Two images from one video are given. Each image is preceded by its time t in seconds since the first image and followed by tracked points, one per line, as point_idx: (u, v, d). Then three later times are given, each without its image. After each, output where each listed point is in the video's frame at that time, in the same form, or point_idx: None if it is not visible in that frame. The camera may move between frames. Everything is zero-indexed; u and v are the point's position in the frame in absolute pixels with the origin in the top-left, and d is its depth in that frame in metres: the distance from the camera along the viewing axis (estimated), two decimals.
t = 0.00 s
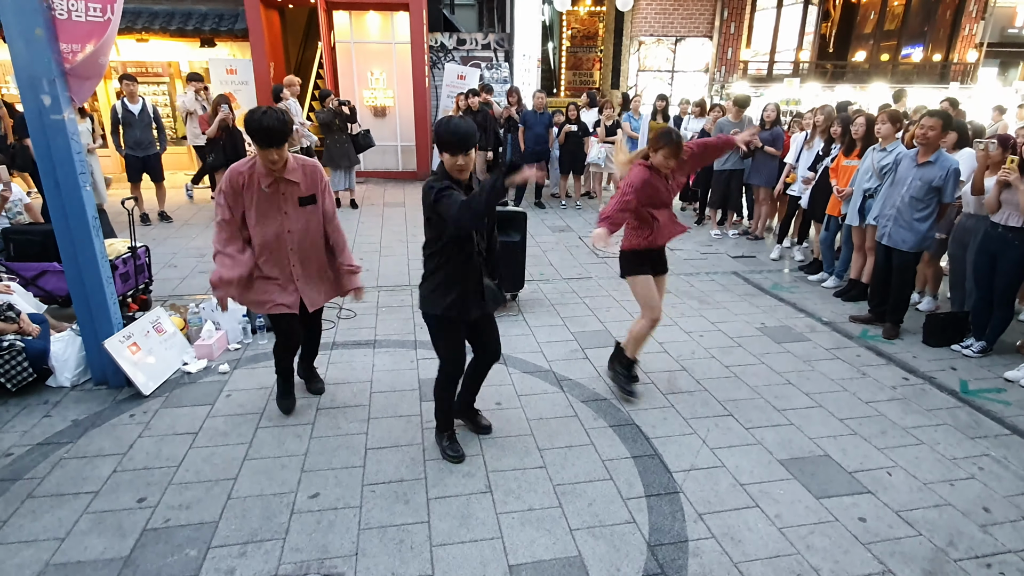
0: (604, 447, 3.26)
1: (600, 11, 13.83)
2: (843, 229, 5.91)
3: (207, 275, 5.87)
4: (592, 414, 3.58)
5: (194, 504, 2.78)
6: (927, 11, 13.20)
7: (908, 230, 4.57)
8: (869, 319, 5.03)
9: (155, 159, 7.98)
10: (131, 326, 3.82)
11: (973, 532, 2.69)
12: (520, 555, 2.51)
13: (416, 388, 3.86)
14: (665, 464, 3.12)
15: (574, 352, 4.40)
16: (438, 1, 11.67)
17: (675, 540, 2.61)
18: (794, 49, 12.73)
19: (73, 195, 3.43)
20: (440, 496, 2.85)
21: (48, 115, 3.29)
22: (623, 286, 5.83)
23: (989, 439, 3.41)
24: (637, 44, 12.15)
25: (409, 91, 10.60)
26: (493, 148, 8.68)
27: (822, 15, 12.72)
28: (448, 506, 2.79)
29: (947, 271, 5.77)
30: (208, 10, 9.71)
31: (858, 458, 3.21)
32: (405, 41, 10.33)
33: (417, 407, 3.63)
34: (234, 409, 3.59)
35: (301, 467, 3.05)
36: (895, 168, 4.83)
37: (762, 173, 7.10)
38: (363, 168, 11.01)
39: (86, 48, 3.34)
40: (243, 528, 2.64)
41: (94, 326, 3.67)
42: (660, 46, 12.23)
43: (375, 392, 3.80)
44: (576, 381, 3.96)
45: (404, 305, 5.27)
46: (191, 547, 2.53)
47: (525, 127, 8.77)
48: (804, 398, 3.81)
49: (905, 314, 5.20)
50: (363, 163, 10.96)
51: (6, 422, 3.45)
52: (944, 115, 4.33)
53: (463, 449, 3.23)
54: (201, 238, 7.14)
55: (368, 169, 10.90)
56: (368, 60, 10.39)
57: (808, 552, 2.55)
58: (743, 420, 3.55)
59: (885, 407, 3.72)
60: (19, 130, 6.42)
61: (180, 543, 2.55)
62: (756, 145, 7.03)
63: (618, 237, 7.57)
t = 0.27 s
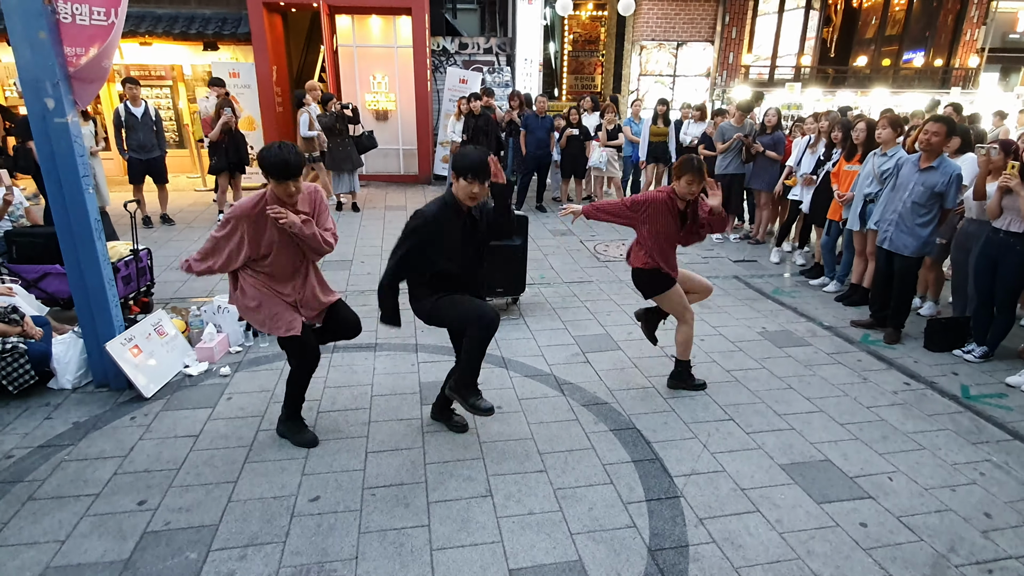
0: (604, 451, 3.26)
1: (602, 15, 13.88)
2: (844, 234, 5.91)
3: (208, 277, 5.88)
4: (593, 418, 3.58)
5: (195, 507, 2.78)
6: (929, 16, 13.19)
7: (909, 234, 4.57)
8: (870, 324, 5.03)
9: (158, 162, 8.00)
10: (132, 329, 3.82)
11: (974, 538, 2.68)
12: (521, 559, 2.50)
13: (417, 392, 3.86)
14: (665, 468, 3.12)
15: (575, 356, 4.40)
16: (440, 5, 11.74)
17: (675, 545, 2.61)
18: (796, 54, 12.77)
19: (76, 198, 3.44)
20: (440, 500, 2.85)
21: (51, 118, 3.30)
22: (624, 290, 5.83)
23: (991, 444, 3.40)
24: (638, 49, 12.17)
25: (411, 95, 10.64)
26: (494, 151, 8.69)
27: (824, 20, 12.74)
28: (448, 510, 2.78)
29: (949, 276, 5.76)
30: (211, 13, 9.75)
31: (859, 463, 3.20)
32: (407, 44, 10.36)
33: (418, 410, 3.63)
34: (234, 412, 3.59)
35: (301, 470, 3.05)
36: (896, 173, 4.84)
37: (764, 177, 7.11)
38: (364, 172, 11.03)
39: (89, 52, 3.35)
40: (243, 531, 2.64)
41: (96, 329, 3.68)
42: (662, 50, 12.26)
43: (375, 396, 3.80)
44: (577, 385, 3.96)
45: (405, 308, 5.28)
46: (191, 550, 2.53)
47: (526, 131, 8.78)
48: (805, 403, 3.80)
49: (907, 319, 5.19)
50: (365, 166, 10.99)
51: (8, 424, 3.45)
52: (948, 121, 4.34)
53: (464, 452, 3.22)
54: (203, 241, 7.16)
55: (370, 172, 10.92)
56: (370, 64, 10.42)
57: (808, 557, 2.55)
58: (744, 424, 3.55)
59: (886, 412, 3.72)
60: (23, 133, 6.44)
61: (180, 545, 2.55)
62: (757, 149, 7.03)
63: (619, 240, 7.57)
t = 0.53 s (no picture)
0: (606, 458, 3.25)
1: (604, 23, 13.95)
2: (846, 241, 5.91)
3: (211, 283, 5.90)
4: (595, 425, 3.57)
5: (197, 513, 2.78)
6: (930, 24, 13.27)
7: (910, 242, 4.57)
8: (872, 331, 5.02)
9: (162, 168, 8.04)
10: (135, 334, 3.84)
11: (978, 546, 2.67)
12: (522, 567, 2.50)
13: (418, 398, 3.86)
14: (667, 476, 3.11)
15: (576, 362, 4.40)
16: (443, 13, 11.83)
17: (678, 553, 2.60)
18: (797, 61, 12.81)
19: (80, 204, 3.46)
20: (441, 507, 2.84)
21: (57, 124, 3.33)
22: (626, 297, 5.84)
23: (994, 452, 3.39)
24: (641, 56, 12.22)
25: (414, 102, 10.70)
26: (496, 158, 8.72)
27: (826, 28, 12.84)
28: (450, 517, 2.78)
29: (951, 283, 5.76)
30: (216, 21, 9.81)
31: (862, 471, 3.19)
32: (410, 51, 10.41)
33: (420, 417, 3.63)
34: (236, 418, 3.59)
35: (303, 477, 3.05)
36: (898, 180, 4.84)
37: (766, 184, 7.12)
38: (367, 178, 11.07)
39: (95, 59, 3.38)
40: (245, 537, 2.63)
41: (99, 334, 3.69)
42: (664, 58, 12.28)
43: (377, 402, 3.80)
44: (579, 392, 3.96)
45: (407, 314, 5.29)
46: (193, 556, 2.53)
47: (528, 138, 8.81)
48: (807, 410, 3.79)
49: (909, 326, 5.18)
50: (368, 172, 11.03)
51: (10, 430, 3.46)
52: (951, 129, 4.35)
53: (465, 459, 3.22)
54: (206, 247, 7.19)
55: (373, 179, 10.97)
56: (373, 71, 10.48)
57: (811, 566, 2.54)
58: (746, 432, 3.54)
59: (889, 419, 3.71)
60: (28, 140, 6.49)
61: (182, 551, 2.55)
62: (759, 156, 7.04)
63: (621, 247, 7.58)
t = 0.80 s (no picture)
0: (607, 464, 3.25)
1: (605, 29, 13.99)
2: (847, 247, 5.91)
3: (213, 287, 5.91)
4: (596, 430, 3.57)
5: (197, 517, 2.78)
6: (931, 31, 13.30)
7: (910, 248, 4.58)
8: (873, 338, 5.02)
9: (165, 173, 8.07)
10: (137, 338, 3.84)
11: (980, 554, 2.66)
12: (522, 573, 2.49)
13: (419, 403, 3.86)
14: (668, 482, 3.11)
15: (577, 368, 4.40)
16: (444, 19, 11.90)
17: (678, 559, 2.60)
18: (799, 68, 12.86)
19: (84, 209, 3.48)
20: (442, 512, 2.84)
21: (61, 129, 3.35)
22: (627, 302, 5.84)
23: (996, 460, 3.38)
24: (642, 62, 12.24)
25: (416, 107, 10.74)
26: (497, 163, 8.75)
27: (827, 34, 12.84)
28: (450, 522, 2.78)
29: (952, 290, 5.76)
30: (219, 26, 9.86)
31: (863, 478, 3.18)
32: (412, 57, 10.46)
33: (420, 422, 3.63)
34: (237, 422, 3.60)
35: (303, 482, 3.05)
36: (899, 187, 4.85)
37: (767, 190, 7.12)
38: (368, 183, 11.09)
39: (100, 65, 3.39)
40: (245, 542, 2.63)
41: (101, 338, 3.70)
42: (665, 64, 12.30)
43: (378, 406, 3.80)
44: (579, 397, 3.96)
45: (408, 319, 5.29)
46: (193, 560, 2.53)
47: (530, 143, 8.83)
48: (809, 417, 3.79)
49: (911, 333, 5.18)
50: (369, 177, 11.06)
51: (11, 433, 3.46)
52: (952, 137, 4.35)
53: (466, 465, 3.22)
54: (208, 251, 7.20)
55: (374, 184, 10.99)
56: (376, 76, 10.52)
57: (812, 573, 2.53)
58: (748, 438, 3.53)
59: (891, 426, 3.70)
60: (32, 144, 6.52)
61: (181, 556, 2.55)
62: (759, 163, 7.04)
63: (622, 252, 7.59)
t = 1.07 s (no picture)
0: (610, 469, 3.24)
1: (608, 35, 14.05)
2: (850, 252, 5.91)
3: (216, 292, 5.92)
4: (599, 436, 3.56)
5: (199, 522, 2.78)
6: (933, 37, 13.32)
7: (911, 253, 4.57)
8: (877, 343, 5.00)
9: (169, 179, 8.10)
10: (140, 343, 3.85)
11: (985, 561, 2.64)
12: None
13: (422, 408, 3.85)
14: (671, 488, 3.09)
15: (580, 373, 4.39)
16: (447, 25, 11.97)
17: (682, 565, 2.58)
18: (800, 73, 12.90)
19: (88, 213, 3.49)
20: (444, 517, 2.83)
21: (66, 134, 3.36)
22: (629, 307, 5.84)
23: (1001, 466, 3.36)
24: (644, 68, 12.27)
25: (419, 113, 10.77)
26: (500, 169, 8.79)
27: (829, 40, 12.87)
28: (453, 527, 2.77)
29: (956, 295, 5.74)
30: (224, 33, 9.92)
31: (867, 484, 3.17)
32: (415, 63, 10.52)
33: (423, 427, 3.63)
34: (240, 427, 3.60)
35: (305, 486, 3.05)
36: (902, 192, 4.84)
37: (770, 196, 7.12)
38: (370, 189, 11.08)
39: (105, 71, 3.43)
40: (247, 547, 2.63)
41: (104, 342, 3.70)
42: (668, 69, 12.31)
43: (381, 411, 3.80)
44: (582, 403, 3.95)
45: (411, 324, 5.30)
46: (195, 566, 2.52)
47: (533, 149, 8.85)
48: (812, 422, 3.77)
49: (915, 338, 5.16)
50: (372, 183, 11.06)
51: (14, 438, 3.46)
52: (955, 143, 4.34)
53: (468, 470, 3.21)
54: (211, 256, 7.22)
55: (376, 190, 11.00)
56: (379, 82, 10.58)
57: None
58: (751, 443, 3.52)
59: (895, 432, 3.68)
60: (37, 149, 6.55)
61: (184, 561, 2.55)
62: (762, 167, 7.05)
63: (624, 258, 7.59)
